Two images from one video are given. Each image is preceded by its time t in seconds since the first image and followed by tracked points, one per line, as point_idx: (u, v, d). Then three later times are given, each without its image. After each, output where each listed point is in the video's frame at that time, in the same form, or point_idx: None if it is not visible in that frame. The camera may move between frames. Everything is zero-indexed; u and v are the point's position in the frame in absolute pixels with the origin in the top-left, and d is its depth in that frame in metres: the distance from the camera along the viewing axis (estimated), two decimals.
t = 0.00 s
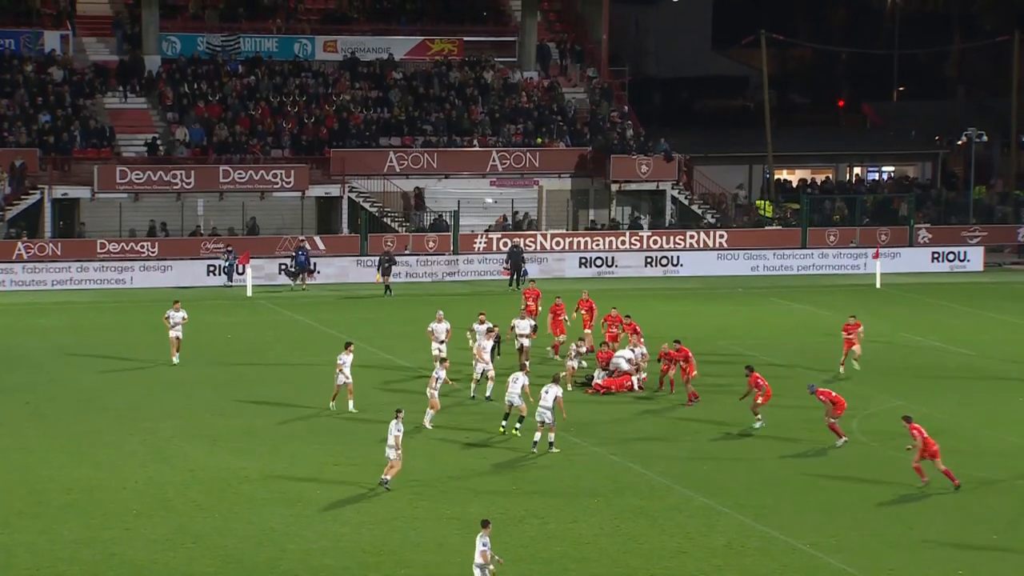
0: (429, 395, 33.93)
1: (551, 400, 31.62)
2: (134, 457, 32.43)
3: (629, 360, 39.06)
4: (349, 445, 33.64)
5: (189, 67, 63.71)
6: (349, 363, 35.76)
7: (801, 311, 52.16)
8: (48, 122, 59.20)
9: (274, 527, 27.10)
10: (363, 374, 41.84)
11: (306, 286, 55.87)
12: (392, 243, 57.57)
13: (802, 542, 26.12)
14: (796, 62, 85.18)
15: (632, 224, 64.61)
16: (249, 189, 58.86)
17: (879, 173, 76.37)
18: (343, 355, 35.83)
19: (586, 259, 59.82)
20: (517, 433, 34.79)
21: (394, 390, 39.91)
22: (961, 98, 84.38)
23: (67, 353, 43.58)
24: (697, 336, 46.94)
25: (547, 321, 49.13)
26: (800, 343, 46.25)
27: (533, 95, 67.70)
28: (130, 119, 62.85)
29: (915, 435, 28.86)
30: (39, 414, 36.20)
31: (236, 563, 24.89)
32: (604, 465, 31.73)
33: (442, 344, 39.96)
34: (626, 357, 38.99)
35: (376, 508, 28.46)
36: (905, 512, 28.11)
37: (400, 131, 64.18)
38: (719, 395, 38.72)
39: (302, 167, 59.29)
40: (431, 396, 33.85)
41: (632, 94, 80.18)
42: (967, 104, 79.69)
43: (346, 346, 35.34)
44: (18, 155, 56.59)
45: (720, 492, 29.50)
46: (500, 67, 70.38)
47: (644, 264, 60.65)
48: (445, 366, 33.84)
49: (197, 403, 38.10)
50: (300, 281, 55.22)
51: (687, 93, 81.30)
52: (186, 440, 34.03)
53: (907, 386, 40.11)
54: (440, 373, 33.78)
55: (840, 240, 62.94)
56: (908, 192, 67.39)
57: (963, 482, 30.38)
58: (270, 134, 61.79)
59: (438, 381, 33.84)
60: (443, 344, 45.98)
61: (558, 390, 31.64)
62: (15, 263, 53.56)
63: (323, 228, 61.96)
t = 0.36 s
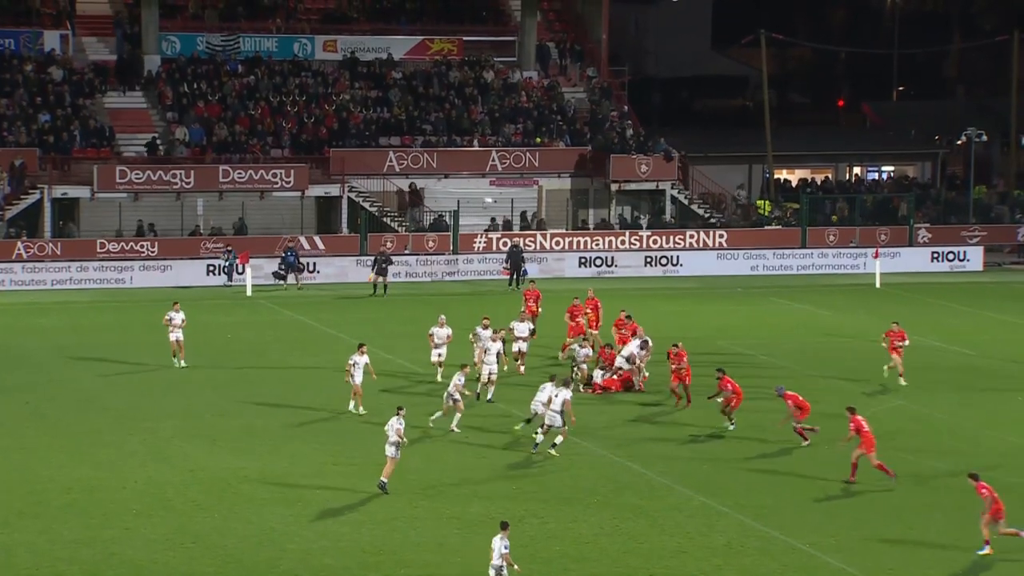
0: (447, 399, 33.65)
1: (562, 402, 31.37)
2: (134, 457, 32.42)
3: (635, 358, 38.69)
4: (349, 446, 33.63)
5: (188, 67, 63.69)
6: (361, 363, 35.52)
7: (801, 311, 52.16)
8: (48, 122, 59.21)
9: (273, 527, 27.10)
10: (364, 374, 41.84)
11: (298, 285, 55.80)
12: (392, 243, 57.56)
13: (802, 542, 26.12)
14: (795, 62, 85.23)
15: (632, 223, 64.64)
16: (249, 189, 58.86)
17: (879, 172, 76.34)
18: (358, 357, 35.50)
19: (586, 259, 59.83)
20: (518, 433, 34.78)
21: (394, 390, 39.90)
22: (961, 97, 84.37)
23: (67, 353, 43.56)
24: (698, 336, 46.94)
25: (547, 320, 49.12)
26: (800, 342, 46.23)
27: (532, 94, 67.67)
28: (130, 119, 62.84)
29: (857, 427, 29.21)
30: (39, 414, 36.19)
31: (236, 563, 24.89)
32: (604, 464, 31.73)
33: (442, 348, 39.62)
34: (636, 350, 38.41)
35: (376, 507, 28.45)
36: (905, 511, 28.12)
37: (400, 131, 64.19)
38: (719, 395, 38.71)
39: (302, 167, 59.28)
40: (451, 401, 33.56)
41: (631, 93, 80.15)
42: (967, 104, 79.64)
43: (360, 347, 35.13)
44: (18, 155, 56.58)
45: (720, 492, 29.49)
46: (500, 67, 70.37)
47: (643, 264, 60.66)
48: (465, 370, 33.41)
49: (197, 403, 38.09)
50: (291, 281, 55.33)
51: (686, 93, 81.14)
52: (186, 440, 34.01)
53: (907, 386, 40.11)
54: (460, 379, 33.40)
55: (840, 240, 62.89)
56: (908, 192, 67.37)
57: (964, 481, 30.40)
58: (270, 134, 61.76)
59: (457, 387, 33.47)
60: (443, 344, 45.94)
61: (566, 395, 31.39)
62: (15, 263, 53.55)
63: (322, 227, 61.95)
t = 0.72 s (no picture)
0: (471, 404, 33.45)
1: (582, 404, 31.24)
2: (126, 456, 32.37)
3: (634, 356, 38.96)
4: (342, 445, 33.60)
5: (180, 66, 63.63)
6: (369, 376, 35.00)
7: (792, 310, 52.21)
8: (40, 121, 59.12)
9: (265, 526, 27.08)
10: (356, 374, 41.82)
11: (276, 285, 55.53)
12: (385, 242, 57.49)
13: (794, 540, 26.13)
14: (786, 62, 85.39)
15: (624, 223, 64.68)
16: (240, 188, 58.71)
17: (871, 171, 76.44)
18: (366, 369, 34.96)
19: (579, 258, 59.84)
20: (510, 431, 34.80)
21: (387, 389, 39.87)
22: (952, 97, 84.51)
23: (58, 352, 43.49)
24: (690, 335, 46.97)
25: (540, 320, 49.12)
26: (792, 342, 46.27)
27: (524, 94, 67.67)
28: (122, 118, 62.75)
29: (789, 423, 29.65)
30: (31, 413, 36.14)
31: (227, 563, 24.86)
32: (596, 463, 31.74)
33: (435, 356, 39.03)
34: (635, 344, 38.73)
35: (368, 507, 28.42)
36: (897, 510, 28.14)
37: (392, 130, 64.02)
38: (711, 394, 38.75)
39: (294, 166, 59.11)
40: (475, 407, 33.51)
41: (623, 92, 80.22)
42: (959, 104, 79.73)
43: (365, 360, 34.47)
44: (9, 154, 56.51)
45: (712, 491, 29.50)
46: (492, 67, 70.40)
47: (634, 263, 60.62)
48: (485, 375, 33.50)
49: (189, 402, 38.02)
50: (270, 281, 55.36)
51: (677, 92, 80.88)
52: (178, 440, 33.97)
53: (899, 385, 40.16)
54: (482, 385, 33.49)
55: (831, 239, 62.88)
56: (899, 191, 67.44)
57: (955, 480, 30.43)
58: (262, 133, 61.67)
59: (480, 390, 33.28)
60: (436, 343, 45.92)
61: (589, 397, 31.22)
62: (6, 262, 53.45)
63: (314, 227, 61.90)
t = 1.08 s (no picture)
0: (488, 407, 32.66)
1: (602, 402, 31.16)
2: (106, 451, 32.29)
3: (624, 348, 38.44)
4: (323, 440, 33.61)
5: (160, 60, 63.43)
6: (375, 374, 34.65)
7: (773, 304, 52.33)
8: (19, 115, 58.91)
9: (247, 521, 27.05)
10: (338, 368, 41.83)
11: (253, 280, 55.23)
12: (365, 237, 57.89)
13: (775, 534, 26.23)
14: (767, 56, 85.54)
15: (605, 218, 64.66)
16: (221, 182, 58.54)
17: (851, 166, 76.58)
18: (373, 369, 34.61)
19: (560, 253, 59.88)
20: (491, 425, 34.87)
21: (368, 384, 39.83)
22: (933, 91, 84.69)
23: (38, 347, 43.33)
24: (670, 329, 47.06)
25: (522, 314, 49.12)
26: (772, 336, 46.40)
27: (505, 88, 67.58)
28: (102, 113, 62.52)
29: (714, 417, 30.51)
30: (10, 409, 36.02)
31: (208, 558, 24.83)
32: (577, 457, 31.81)
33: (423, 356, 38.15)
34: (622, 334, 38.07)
35: (350, 501, 28.45)
36: (877, 503, 28.27)
37: (373, 125, 63.83)
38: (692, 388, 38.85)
39: (274, 160, 58.86)
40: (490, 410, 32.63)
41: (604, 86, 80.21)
42: (938, 98, 79.86)
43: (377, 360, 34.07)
44: None
45: (694, 485, 29.59)
46: (472, 61, 70.29)
47: (615, 257, 60.69)
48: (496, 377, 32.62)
49: (170, 397, 37.96)
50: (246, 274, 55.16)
51: (659, 86, 80.97)
52: (159, 435, 33.90)
53: (879, 378, 40.33)
54: (496, 387, 32.57)
55: (811, 234, 62.99)
56: (880, 185, 67.49)
57: (935, 473, 30.58)
58: (242, 127, 61.56)
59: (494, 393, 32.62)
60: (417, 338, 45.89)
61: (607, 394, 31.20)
62: None
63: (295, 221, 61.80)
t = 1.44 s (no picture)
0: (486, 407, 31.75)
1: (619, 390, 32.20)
2: (79, 445, 32.18)
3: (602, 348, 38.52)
4: (297, 433, 33.58)
5: (133, 53, 63.14)
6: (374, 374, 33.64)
7: (748, 297, 52.46)
8: None
9: (220, 515, 27.00)
10: (312, 361, 41.79)
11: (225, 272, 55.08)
12: (340, 231, 57.42)
13: (748, 526, 26.32)
14: (741, 49, 85.65)
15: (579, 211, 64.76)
16: (195, 175, 58.35)
17: (824, 159, 76.74)
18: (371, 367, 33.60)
19: (535, 246, 59.94)
20: (465, 418, 34.93)
21: (343, 377, 39.79)
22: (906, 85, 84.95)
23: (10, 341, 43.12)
24: (645, 321, 47.16)
25: (497, 307, 49.16)
26: (747, 328, 46.55)
27: (479, 81, 67.50)
28: (75, 105, 62.23)
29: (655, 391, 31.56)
30: None
31: (181, 552, 24.78)
32: (552, 450, 31.86)
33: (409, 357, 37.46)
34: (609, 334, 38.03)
35: (325, 494, 28.42)
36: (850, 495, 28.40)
37: (348, 118, 63.86)
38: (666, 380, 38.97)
39: (248, 154, 58.60)
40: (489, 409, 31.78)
41: (579, 79, 80.21)
42: (911, 90, 80.06)
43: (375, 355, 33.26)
44: None
45: (668, 477, 29.67)
46: (447, 54, 70.17)
47: (591, 250, 60.86)
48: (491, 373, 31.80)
49: (144, 391, 37.83)
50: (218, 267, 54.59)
51: (634, 79, 81.02)
52: (133, 428, 33.80)
53: (853, 370, 40.50)
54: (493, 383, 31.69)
55: (785, 226, 63.45)
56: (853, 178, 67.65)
57: (907, 466, 30.73)
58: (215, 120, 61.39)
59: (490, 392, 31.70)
60: (392, 331, 45.86)
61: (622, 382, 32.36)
62: None
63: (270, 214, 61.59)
